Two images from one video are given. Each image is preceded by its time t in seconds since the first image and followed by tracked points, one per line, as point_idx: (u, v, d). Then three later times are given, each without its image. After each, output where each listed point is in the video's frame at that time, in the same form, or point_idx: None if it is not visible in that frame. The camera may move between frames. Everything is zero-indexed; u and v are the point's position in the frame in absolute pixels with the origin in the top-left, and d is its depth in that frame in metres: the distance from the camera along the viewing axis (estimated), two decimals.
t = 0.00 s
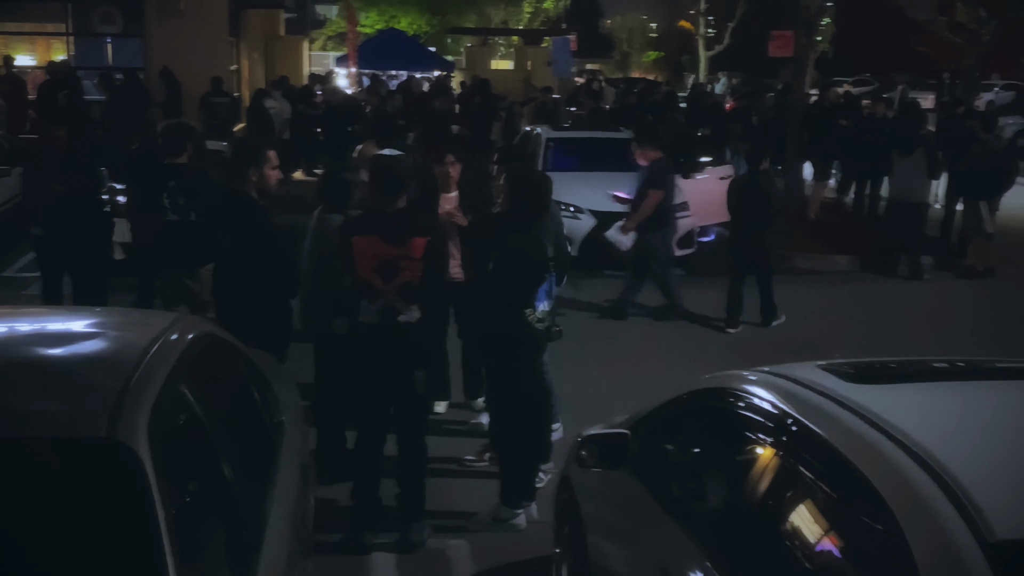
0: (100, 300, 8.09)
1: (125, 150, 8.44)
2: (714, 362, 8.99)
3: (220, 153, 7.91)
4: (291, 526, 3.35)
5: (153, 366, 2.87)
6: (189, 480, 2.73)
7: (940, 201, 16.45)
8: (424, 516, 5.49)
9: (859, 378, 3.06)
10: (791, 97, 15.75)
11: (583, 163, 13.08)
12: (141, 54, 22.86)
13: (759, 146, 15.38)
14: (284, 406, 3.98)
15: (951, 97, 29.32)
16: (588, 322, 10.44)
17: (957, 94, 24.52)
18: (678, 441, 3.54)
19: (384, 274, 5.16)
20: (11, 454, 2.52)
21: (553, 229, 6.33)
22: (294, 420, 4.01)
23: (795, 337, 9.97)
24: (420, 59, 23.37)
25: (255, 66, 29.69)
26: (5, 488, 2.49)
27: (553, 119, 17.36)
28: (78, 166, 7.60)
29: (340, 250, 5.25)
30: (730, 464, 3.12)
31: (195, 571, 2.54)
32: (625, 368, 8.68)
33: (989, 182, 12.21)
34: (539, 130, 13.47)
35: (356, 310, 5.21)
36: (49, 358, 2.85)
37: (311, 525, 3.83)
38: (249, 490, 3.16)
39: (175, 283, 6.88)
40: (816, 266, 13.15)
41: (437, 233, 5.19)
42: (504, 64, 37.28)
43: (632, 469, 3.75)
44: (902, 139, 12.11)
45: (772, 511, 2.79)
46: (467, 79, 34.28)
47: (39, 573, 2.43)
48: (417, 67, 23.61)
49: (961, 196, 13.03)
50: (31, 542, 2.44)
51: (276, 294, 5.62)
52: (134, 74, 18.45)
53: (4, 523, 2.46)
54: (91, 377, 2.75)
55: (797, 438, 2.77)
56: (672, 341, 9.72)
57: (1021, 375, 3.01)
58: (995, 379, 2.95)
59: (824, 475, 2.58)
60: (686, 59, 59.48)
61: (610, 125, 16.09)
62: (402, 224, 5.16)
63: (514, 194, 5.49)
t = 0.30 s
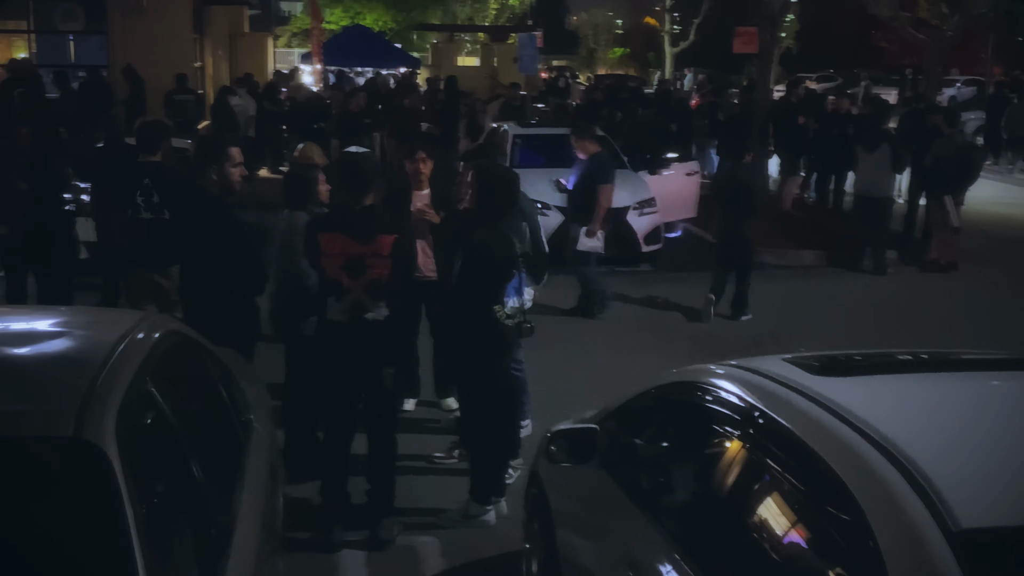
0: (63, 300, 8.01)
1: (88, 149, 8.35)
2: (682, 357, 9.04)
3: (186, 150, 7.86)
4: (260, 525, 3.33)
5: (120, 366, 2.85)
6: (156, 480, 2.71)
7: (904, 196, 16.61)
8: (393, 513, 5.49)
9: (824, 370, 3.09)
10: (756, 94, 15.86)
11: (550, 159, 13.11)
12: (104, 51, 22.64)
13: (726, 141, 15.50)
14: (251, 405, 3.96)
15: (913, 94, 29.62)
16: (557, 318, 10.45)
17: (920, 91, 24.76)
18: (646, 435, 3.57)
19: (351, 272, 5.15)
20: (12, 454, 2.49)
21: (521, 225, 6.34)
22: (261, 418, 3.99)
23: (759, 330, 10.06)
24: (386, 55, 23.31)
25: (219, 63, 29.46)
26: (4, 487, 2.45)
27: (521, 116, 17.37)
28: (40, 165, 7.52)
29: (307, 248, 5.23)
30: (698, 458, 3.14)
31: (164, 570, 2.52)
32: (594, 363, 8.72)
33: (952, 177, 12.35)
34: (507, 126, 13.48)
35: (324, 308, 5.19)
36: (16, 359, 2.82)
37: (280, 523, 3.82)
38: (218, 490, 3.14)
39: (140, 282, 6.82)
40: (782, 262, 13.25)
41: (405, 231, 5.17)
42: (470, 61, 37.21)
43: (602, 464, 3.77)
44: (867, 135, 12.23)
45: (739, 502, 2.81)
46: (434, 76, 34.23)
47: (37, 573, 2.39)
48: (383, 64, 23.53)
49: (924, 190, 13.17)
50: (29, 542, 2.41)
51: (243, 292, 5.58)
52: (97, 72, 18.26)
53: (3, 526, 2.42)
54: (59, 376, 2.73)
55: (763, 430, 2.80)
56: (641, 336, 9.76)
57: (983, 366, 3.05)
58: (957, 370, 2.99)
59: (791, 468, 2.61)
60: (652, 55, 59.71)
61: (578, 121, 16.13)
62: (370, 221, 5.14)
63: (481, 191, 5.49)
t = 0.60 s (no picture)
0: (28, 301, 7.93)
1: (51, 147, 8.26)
2: (653, 352, 9.08)
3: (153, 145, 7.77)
4: (232, 523, 3.32)
5: (90, 365, 2.82)
6: (127, 480, 2.69)
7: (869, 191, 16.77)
8: (365, 510, 5.48)
9: (792, 363, 3.12)
10: (723, 91, 15.96)
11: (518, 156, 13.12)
12: (67, 48, 22.42)
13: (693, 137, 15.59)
14: (221, 403, 3.93)
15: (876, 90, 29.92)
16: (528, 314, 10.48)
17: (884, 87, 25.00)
18: (617, 429, 3.59)
19: (320, 269, 5.14)
20: (11, 454, 2.45)
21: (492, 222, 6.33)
22: (232, 417, 3.96)
23: (730, 325, 10.13)
24: (353, 52, 23.23)
25: (185, 60, 29.21)
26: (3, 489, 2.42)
27: (489, 112, 17.37)
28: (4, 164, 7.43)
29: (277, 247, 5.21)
30: (668, 451, 3.17)
31: (135, 570, 2.51)
32: (565, 359, 8.74)
33: (918, 172, 12.49)
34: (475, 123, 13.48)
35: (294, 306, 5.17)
36: None
37: (251, 522, 3.80)
38: (190, 489, 3.13)
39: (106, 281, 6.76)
40: (751, 257, 13.35)
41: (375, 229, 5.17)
42: (438, 58, 37.17)
43: (574, 458, 3.79)
44: (836, 132, 12.34)
45: (710, 495, 2.84)
46: (402, 73, 34.13)
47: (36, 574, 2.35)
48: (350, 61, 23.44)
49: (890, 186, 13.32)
50: (29, 544, 2.37)
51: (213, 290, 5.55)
52: (59, 70, 18.05)
53: (3, 527, 2.38)
54: (30, 375, 2.69)
55: (734, 423, 2.82)
56: (612, 331, 9.80)
57: (949, 358, 3.10)
58: (925, 362, 3.03)
59: (761, 459, 2.64)
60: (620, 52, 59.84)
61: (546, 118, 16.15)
62: (339, 219, 5.14)
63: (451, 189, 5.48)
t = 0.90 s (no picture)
0: None
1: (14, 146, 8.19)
2: (623, 347, 9.14)
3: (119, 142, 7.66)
4: (202, 521, 3.30)
5: (58, 365, 2.79)
6: (96, 481, 2.67)
7: (835, 186, 16.91)
8: (335, 507, 5.49)
9: (759, 356, 3.15)
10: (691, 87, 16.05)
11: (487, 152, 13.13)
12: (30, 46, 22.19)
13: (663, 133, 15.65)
14: (190, 401, 3.90)
15: (841, 86, 30.21)
16: (499, 308, 10.50)
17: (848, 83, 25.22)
18: (587, 423, 3.62)
19: (289, 267, 5.12)
20: (11, 453, 2.40)
21: (461, 220, 6.35)
22: (201, 414, 3.94)
23: (698, 320, 10.23)
24: (319, 49, 23.14)
25: (150, 57, 28.98)
26: (2, 485, 2.35)
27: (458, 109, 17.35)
28: None
29: (245, 245, 5.20)
30: (638, 445, 3.19)
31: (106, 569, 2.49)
32: (534, 355, 8.77)
33: (884, 167, 12.62)
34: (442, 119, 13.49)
35: (263, 304, 5.15)
36: None
37: (221, 520, 3.78)
38: (160, 488, 3.11)
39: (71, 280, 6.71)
40: (719, 252, 13.44)
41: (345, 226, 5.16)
42: (405, 54, 37.05)
43: (545, 453, 3.81)
44: (808, 129, 12.45)
45: (680, 488, 2.87)
46: (369, 70, 34.04)
47: (36, 574, 2.30)
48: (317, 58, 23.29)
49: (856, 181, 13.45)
50: (29, 540, 2.31)
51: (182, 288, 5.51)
52: (22, 67, 17.86)
53: (4, 522, 2.32)
54: None
55: (703, 416, 2.85)
56: (582, 327, 9.83)
57: (914, 350, 3.14)
58: (891, 354, 3.07)
59: (730, 453, 2.66)
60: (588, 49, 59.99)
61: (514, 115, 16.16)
62: (309, 216, 5.13)
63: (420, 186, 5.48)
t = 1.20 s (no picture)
0: None
1: None
2: (593, 343, 9.18)
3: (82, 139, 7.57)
4: (173, 520, 3.29)
5: (26, 364, 2.76)
6: (65, 480, 2.65)
7: (801, 182, 17.05)
8: (306, 505, 5.47)
9: (728, 350, 3.18)
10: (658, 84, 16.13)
11: (455, 150, 13.12)
12: None
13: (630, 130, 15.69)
14: (159, 400, 3.88)
15: (807, 83, 30.43)
16: (470, 305, 10.51)
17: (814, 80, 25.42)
18: (557, 418, 3.63)
19: (259, 265, 5.10)
20: None
21: (430, 217, 6.35)
22: (170, 414, 3.91)
23: (667, 314, 10.29)
24: (285, 46, 23.01)
25: (114, 55, 28.71)
26: None
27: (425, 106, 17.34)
28: None
29: (213, 243, 5.17)
30: (608, 440, 3.21)
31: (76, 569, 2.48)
32: (503, 351, 8.78)
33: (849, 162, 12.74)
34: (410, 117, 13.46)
35: (231, 302, 5.12)
36: None
37: (191, 519, 3.76)
38: (129, 487, 3.09)
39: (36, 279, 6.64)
40: (686, 249, 13.51)
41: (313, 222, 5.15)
42: (372, 52, 36.95)
43: (516, 449, 3.82)
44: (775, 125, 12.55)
45: (650, 482, 2.89)
46: (337, 67, 33.89)
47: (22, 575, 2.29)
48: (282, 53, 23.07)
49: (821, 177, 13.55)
50: (22, 538, 2.31)
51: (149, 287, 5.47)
52: None
53: None
54: None
55: (673, 410, 2.87)
56: (551, 323, 9.85)
57: (880, 342, 3.18)
58: (858, 347, 3.10)
59: (700, 446, 2.68)
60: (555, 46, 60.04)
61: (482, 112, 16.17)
62: (277, 213, 5.11)
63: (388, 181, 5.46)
